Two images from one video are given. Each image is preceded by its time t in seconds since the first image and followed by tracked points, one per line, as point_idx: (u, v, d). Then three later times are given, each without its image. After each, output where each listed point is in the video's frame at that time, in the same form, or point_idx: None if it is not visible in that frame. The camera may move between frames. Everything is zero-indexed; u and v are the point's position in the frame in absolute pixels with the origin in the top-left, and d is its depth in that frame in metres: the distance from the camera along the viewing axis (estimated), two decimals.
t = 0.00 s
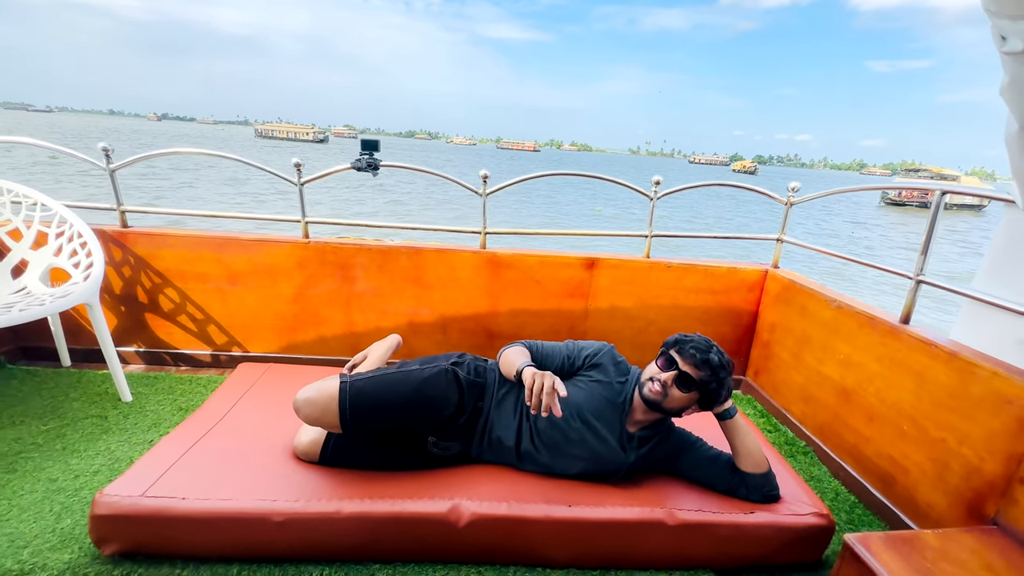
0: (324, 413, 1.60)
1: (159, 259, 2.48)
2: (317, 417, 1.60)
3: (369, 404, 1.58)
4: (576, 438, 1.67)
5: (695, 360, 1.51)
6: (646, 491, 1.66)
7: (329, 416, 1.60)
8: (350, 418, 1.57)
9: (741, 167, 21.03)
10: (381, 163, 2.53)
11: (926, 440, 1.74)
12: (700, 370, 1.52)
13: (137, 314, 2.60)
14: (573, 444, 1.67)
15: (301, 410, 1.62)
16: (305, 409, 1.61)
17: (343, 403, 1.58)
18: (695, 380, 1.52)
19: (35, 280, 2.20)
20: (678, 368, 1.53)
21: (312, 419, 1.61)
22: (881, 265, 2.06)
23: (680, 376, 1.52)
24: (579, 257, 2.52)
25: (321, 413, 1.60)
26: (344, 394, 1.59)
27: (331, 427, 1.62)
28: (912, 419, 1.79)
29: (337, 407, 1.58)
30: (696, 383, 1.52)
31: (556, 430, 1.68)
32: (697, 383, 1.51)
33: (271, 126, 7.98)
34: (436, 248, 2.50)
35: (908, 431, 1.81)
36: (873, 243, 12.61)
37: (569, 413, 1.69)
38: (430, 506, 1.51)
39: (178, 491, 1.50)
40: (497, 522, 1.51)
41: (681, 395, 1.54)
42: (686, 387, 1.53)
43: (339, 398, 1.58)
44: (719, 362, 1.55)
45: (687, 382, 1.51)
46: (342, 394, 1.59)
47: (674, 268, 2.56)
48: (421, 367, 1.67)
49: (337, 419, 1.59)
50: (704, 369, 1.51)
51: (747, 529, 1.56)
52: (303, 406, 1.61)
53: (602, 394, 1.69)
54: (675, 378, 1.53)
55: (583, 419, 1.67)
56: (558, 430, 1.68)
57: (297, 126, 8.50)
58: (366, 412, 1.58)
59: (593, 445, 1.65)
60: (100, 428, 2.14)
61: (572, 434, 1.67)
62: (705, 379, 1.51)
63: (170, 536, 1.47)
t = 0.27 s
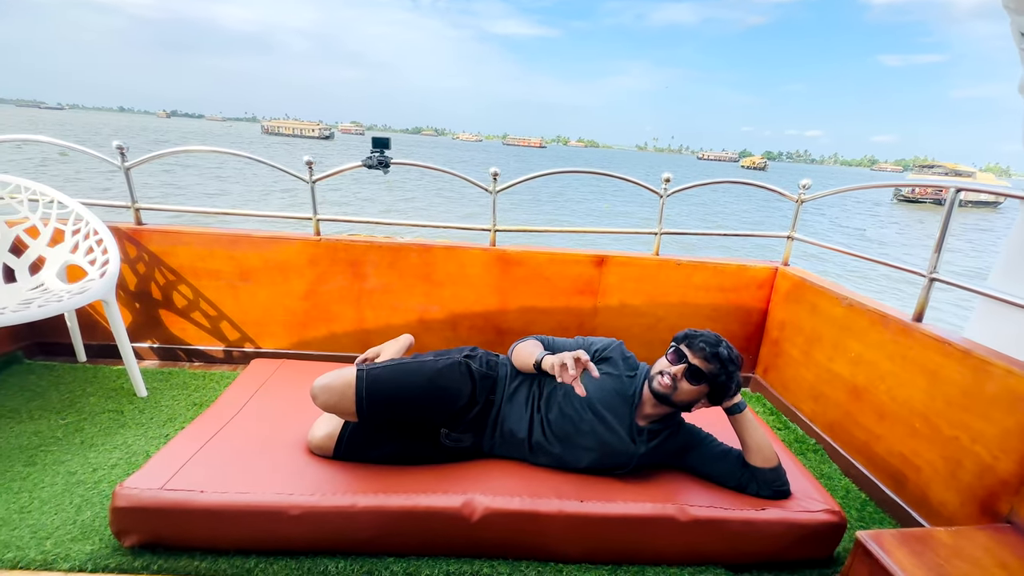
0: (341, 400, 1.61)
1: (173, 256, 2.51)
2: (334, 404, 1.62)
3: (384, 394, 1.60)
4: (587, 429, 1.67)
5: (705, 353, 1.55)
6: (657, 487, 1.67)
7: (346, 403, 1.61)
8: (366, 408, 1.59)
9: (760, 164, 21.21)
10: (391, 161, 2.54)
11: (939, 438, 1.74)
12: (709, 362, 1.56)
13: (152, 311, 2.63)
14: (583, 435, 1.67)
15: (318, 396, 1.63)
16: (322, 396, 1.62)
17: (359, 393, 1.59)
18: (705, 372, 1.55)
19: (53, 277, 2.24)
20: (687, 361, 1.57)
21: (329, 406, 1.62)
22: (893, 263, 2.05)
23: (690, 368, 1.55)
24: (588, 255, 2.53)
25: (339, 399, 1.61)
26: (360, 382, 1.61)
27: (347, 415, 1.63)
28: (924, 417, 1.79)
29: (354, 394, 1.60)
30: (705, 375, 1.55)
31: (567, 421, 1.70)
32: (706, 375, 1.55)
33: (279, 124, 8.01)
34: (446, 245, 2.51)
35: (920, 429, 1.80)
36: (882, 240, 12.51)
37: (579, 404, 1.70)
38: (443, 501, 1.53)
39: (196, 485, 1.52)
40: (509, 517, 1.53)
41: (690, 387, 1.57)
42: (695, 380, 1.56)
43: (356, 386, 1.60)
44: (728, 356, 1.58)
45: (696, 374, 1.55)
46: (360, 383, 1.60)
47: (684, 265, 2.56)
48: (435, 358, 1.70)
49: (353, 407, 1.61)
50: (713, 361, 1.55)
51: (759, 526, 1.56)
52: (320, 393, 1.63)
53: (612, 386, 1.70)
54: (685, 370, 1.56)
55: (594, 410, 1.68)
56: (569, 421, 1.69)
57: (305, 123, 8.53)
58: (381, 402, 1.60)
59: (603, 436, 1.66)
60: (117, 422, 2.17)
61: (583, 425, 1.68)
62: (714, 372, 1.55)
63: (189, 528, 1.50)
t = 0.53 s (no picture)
0: (347, 392, 1.59)
1: (179, 254, 2.51)
2: (340, 396, 1.60)
3: (388, 386, 1.58)
4: (594, 425, 1.66)
5: (713, 346, 1.52)
6: (666, 488, 1.63)
7: (352, 395, 1.59)
8: (372, 400, 1.57)
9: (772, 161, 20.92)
10: (396, 157, 2.52)
11: (959, 440, 1.68)
12: (717, 355, 1.53)
13: (158, 309, 2.64)
14: (590, 431, 1.66)
15: (323, 388, 1.61)
16: (328, 388, 1.60)
17: (365, 384, 1.57)
18: (712, 365, 1.52)
19: (61, 274, 2.24)
20: (694, 353, 1.54)
21: (335, 398, 1.60)
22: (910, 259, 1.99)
23: (697, 360, 1.52)
24: (595, 252, 2.49)
25: (344, 391, 1.59)
26: (366, 374, 1.59)
27: (352, 407, 1.61)
28: (943, 418, 1.73)
29: (359, 387, 1.58)
30: (712, 369, 1.52)
31: (573, 417, 1.69)
32: (713, 369, 1.52)
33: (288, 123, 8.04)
34: (451, 242, 2.49)
35: (939, 431, 1.74)
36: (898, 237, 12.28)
37: (585, 400, 1.70)
38: (447, 502, 1.50)
39: (199, 484, 1.51)
40: (514, 518, 1.50)
41: (696, 379, 1.53)
42: (702, 373, 1.52)
43: (362, 378, 1.58)
44: (737, 352, 1.56)
45: (703, 366, 1.51)
46: (365, 375, 1.59)
47: (693, 262, 2.51)
48: (441, 353, 1.68)
49: (359, 401, 1.59)
50: (721, 355, 1.53)
51: (771, 529, 1.52)
52: (325, 384, 1.60)
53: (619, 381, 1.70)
54: (692, 363, 1.53)
55: (599, 406, 1.68)
56: (575, 416, 1.69)
57: (314, 122, 8.56)
58: (385, 395, 1.58)
59: (611, 431, 1.65)
60: (123, 420, 2.18)
61: (590, 420, 1.67)
62: (722, 365, 1.52)
63: (192, 527, 1.49)
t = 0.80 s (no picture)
0: (343, 379, 1.54)
1: (179, 252, 2.49)
2: (336, 383, 1.55)
3: (387, 374, 1.53)
4: (595, 419, 1.61)
5: (717, 344, 1.46)
6: (669, 493, 1.56)
7: (349, 382, 1.54)
8: (369, 386, 1.52)
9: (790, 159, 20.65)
10: (395, 153, 2.49)
11: (982, 445, 1.59)
12: (721, 353, 1.46)
13: (160, 308, 2.63)
14: (592, 425, 1.61)
15: (319, 374, 1.56)
16: (325, 374, 1.55)
17: (363, 369, 1.53)
18: (716, 363, 1.46)
19: (61, 273, 2.24)
20: (697, 351, 1.47)
21: (331, 385, 1.55)
22: (928, 254, 1.90)
23: (700, 358, 1.46)
24: (599, 248, 2.42)
25: (340, 378, 1.54)
26: (365, 360, 1.54)
27: (349, 395, 1.56)
28: (965, 421, 1.64)
29: (358, 374, 1.53)
30: (716, 367, 1.46)
31: (574, 412, 1.63)
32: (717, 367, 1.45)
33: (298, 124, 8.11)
34: (452, 239, 2.44)
35: (960, 434, 1.65)
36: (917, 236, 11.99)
37: (588, 394, 1.65)
38: (441, 505, 1.45)
39: (189, 485, 1.48)
40: (511, 523, 1.44)
41: (700, 378, 1.47)
42: (706, 371, 1.46)
43: (360, 364, 1.54)
44: (742, 350, 1.49)
45: (706, 364, 1.45)
46: (364, 362, 1.54)
47: (701, 259, 2.44)
48: (441, 344, 1.63)
49: (356, 388, 1.54)
50: (725, 353, 1.46)
51: (780, 538, 1.44)
52: (321, 371, 1.56)
53: (623, 377, 1.65)
54: (695, 360, 1.46)
55: (602, 401, 1.62)
56: (576, 411, 1.63)
57: (323, 123, 8.60)
58: (384, 383, 1.53)
59: (612, 426, 1.59)
60: (122, 418, 2.16)
61: (592, 414, 1.62)
62: (726, 364, 1.46)
63: (181, 528, 1.45)
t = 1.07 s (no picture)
0: (332, 379, 1.53)
1: (180, 253, 2.50)
2: (325, 383, 1.53)
3: (377, 374, 1.51)
4: (593, 421, 1.57)
5: (725, 344, 1.43)
6: (668, 499, 1.52)
7: (338, 382, 1.52)
8: (358, 387, 1.50)
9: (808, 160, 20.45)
10: (394, 154, 2.47)
11: (995, 452, 1.53)
12: (729, 353, 1.44)
13: (162, 310, 2.64)
14: (589, 427, 1.57)
15: (310, 373, 1.55)
16: (315, 374, 1.54)
17: (352, 369, 1.51)
18: (726, 364, 1.44)
19: (62, 275, 2.25)
20: (707, 354, 1.44)
21: (320, 385, 1.54)
22: (937, 254, 1.84)
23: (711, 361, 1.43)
24: (600, 249, 2.39)
25: (330, 378, 1.53)
26: (355, 361, 1.53)
27: (338, 396, 1.54)
28: (977, 427, 1.58)
29: (347, 373, 1.52)
30: (727, 368, 1.44)
31: (572, 414, 1.60)
32: (728, 368, 1.43)
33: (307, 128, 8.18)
34: (450, 240, 2.42)
35: (972, 441, 1.59)
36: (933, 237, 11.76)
37: (586, 396, 1.61)
38: (432, 510, 1.42)
39: (180, 488, 1.46)
40: (504, 529, 1.41)
41: (712, 381, 1.44)
42: (717, 373, 1.44)
43: (350, 365, 1.52)
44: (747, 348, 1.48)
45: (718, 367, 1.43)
46: (353, 362, 1.53)
47: (704, 259, 2.39)
48: (432, 345, 1.62)
49: (346, 387, 1.52)
50: (734, 353, 1.44)
51: (782, 548, 1.39)
52: (312, 370, 1.55)
53: (621, 378, 1.62)
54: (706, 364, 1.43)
55: (601, 402, 1.59)
56: (574, 413, 1.60)
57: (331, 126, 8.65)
58: (374, 383, 1.51)
59: (612, 428, 1.55)
60: (121, 420, 2.16)
61: (590, 415, 1.58)
62: (736, 363, 1.44)
63: (172, 532, 1.44)
